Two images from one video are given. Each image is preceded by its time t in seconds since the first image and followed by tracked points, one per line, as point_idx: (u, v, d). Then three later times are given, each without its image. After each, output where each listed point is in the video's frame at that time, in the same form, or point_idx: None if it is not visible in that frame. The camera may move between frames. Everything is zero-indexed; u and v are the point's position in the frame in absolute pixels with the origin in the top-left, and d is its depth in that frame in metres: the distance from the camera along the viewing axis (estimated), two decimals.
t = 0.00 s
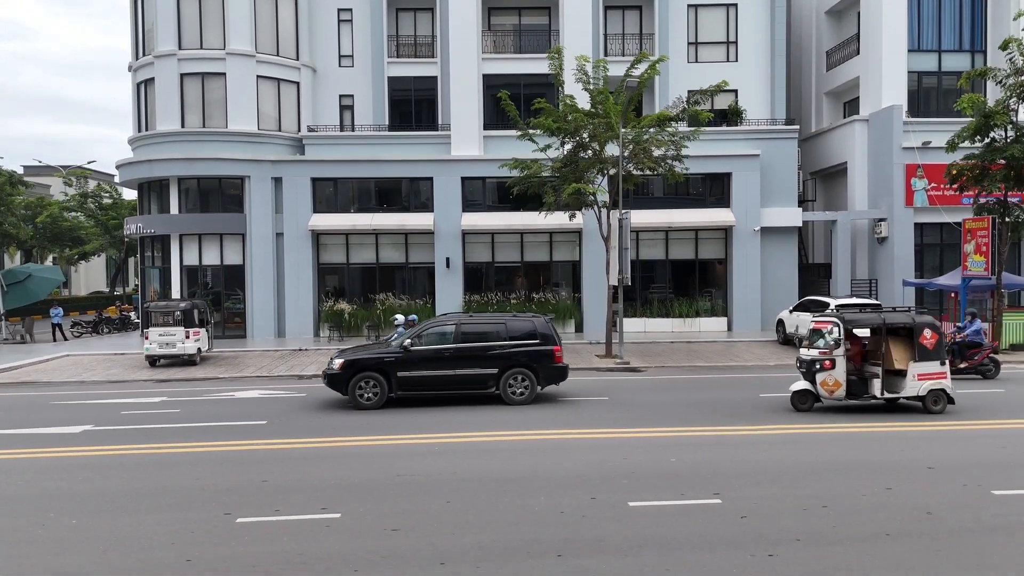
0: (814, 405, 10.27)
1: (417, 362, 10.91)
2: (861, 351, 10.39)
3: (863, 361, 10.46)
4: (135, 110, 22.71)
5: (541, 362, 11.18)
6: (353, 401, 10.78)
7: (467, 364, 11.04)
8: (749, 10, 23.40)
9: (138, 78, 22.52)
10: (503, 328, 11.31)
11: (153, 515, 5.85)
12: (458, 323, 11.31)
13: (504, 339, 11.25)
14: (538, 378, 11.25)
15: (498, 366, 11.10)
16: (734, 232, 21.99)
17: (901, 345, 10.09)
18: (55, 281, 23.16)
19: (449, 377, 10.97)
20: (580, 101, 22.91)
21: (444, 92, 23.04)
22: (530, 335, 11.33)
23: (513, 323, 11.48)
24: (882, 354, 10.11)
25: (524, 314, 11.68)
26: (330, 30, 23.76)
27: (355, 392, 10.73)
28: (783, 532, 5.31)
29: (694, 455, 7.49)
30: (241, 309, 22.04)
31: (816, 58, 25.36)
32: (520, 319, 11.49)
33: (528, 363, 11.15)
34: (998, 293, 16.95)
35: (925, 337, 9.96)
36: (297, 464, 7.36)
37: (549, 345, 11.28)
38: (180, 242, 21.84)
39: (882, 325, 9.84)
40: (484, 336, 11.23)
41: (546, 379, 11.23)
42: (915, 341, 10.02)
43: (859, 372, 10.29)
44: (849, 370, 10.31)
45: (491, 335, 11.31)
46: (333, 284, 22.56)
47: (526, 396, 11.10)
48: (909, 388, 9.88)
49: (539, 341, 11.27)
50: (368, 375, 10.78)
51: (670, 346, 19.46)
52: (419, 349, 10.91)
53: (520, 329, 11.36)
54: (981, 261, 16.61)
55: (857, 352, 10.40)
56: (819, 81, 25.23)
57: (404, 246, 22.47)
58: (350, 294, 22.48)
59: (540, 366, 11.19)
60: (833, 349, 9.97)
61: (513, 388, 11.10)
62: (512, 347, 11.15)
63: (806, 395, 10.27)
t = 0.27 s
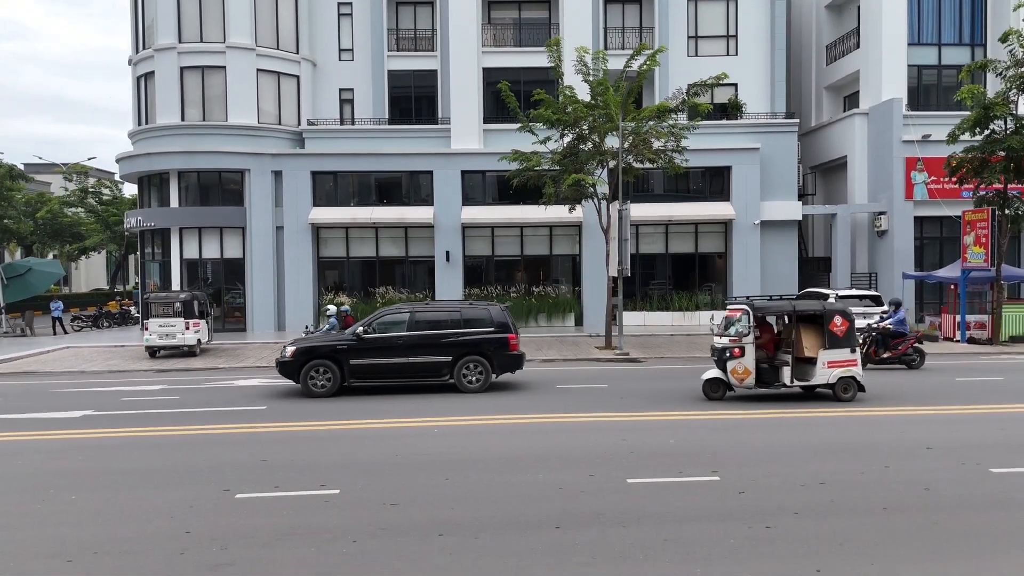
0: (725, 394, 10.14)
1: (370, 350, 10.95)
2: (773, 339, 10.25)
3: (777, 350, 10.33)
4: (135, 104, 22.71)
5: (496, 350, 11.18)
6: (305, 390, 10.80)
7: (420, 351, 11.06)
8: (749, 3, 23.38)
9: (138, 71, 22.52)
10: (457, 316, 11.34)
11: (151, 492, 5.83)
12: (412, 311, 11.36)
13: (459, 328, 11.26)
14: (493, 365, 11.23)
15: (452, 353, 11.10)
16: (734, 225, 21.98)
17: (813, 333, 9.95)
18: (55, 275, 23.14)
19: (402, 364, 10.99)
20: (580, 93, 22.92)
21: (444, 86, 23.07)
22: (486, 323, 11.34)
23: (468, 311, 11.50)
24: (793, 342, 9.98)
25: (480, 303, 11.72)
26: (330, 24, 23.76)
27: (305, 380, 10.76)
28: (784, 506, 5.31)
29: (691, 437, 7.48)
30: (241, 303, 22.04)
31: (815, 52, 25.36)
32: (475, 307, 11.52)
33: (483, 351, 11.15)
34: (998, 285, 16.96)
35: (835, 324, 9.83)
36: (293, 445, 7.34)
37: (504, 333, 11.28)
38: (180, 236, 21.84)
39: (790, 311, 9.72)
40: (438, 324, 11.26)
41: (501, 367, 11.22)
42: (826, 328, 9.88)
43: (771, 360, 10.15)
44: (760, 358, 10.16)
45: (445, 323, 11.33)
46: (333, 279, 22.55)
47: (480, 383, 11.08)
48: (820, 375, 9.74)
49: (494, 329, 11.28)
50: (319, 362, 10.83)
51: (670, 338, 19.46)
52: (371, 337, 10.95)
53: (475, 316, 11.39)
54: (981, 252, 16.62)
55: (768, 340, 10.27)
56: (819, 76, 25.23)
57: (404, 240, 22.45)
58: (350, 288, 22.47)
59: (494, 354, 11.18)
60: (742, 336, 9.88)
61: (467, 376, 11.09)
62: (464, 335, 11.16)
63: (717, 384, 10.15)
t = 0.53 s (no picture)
0: (637, 384, 10.24)
1: (325, 340, 11.06)
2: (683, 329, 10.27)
3: (688, 339, 10.38)
4: (136, 98, 22.73)
5: (451, 341, 11.29)
6: (258, 379, 10.93)
7: (375, 342, 11.15)
8: None
9: (138, 66, 22.53)
10: (413, 307, 11.46)
11: (149, 472, 5.86)
12: (367, 302, 11.46)
13: (414, 319, 11.37)
14: (449, 356, 11.34)
15: (406, 344, 11.20)
16: (734, 220, 21.99)
17: (723, 323, 10.11)
18: (55, 271, 23.15)
19: (358, 355, 11.10)
20: (580, 85, 22.91)
21: (444, 80, 23.09)
22: (442, 314, 11.45)
23: (425, 302, 11.60)
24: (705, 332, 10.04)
25: (438, 295, 11.83)
26: (330, 19, 23.77)
27: (259, 370, 10.87)
28: (783, 485, 5.33)
29: (686, 422, 7.50)
30: (241, 297, 22.05)
31: (815, 48, 25.37)
32: (432, 298, 11.62)
33: (437, 341, 11.25)
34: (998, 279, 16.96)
35: (747, 314, 9.97)
36: (290, 429, 7.37)
37: (460, 324, 11.39)
38: (180, 230, 21.87)
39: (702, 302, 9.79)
40: (394, 315, 11.36)
41: (456, 358, 11.33)
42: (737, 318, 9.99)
43: (682, 350, 10.20)
44: (672, 348, 10.19)
45: (401, 314, 11.43)
46: (333, 275, 22.55)
47: (434, 374, 11.19)
48: (730, 366, 9.87)
49: (449, 320, 11.39)
50: (272, 352, 10.95)
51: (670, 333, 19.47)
52: (325, 327, 11.07)
53: (431, 307, 11.51)
54: (981, 245, 16.64)
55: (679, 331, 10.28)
56: (819, 71, 25.23)
57: (404, 235, 22.44)
58: (350, 283, 22.47)
59: (449, 345, 11.29)
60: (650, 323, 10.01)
61: (423, 366, 11.20)
62: (419, 325, 11.28)
63: (629, 373, 10.20)
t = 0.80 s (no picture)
0: (549, 373, 10.40)
1: (281, 329, 11.15)
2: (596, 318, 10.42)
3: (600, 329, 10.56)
4: (136, 92, 22.75)
5: (408, 331, 11.38)
6: (212, 369, 11.05)
7: (330, 331, 11.24)
8: None
9: (139, 61, 22.54)
10: (369, 296, 11.52)
11: (150, 452, 5.88)
12: (322, 291, 11.53)
13: (370, 308, 11.43)
14: (405, 346, 11.43)
15: (362, 333, 11.29)
16: (734, 215, 22.00)
17: (634, 312, 10.29)
18: (55, 266, 23.17)
19: (313, 345, 11.20)
20: (579, 79, 22.93)
21: (444, 75, 23.11)
22: (398, 304, 11.51)
23: (382, 291, 11.66)
24: (614, 321, 10.19)
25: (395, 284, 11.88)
26: (331, 13, 23.78)
27: (213, 360, 11.00)
28: (784, 464, 5.34)
29: (686, 406, 7.51)
30: (241, 292, 22.06)
31: (816, 43, 25.38)
32: (389, 287, 11.68)
33: (393, 331, 11.34)
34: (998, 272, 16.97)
35: (656, 303, 10.18)
36: (289, 414, 7.38)
37: (416, 314, 11.46)
38: (181, 224, 21.88)
39: (610, 290, 9.98)
40: (349, 305, 11.43)
41: (412, 348, 11.41)
42: (646, 307, 10.20)
43: (593, 339, 10.36)
44: (584, 337, 10.36)
45: (356, 304, 11.50)
46: (334, 270, 22.55)
47: (390, 363, 11.30)
48: (638, 354, 10.05)
49: (406, 310, 11.46)
50: (225, 342, 11.06)
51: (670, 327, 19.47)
52: (279, 317, 11.16)
53: (388, 297, 11.56)
54: (981, 238, 16.64)
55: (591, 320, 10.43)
56: (819, 66, 25.26)
57: (404, 230, 22.44)
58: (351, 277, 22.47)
59: (405, 334, 11.38)
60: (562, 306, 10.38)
61: (378, 355, 11.30)
62: (374, 315, 11.35)
63: (542, 363, 10.35)
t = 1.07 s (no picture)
0: (461, 365, 10.25)
1: (236, 322, 11.11)
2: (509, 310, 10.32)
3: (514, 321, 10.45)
4: (136, 87, 22.73)
5: (366, 324, 11.39)
6: (167, 361, 11.07)
7: (287, 324, 11.23)
8: None
9: (139, 56, 22.54)
10: (327, 288, 11.50)
11: (151, 436, 5.89)
12: (279, 282, 11.48)
13: (327, 300, 11.42)
14: (363, 338, 11.45)
15: (318, 326, 11.29)
16: (734, 210, 21.99)
17: (545, 304, 10.19)
18: (56, 261, 23.19)
19: (269, 337, 11.19)
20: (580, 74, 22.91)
21: (445, 70, 23.12)
22: (356, 296, 11.50)
23: (339, 283, 11.63)
24: (524, 312, 10.11)
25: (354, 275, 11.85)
26: (331, 9, 23.77)
27: (168, 352, 11.01)
28: (784, 446, 5.36)
29: (685, 394, 7.51)
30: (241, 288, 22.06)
31: (817, 39, 25.36)
32: (346, 279, 11.65)
33: (350, 324, 11.35)
34: (999, 268, 16.96)
35: (567, 295, 10.07)
36: (289, 401, 7.38)
37: (374, 306, 11.46)
38: (182, 220, 21.89)
39: (518, 282, 9.83)
40: (306, 297, 11.40)
41: (369, 340, 11.44)
42: (557, 297, 10.10)
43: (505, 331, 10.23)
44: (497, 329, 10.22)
45: (313, 295, 11.47)
46: (334, 267, 22.53)
47: (347, 356, 11.33)
48: (548, 346, 9.99)
49: (364, 302, 11.46)
50: (179, 335, 11.05)
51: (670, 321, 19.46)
52: (235, 309, 11.11)
53: (346, 289, 11.56)
54: (982, 232, 16.62)
55: (505, 311, 10.32)
56: (820, 62, 25.25)
57: (405, 226, 22.42)
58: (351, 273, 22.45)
59: (362, 327, 11.40)
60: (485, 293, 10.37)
61: (335, 348, 11.34)
62: (332, 308, 11.35)
63: (452, 355, 10.21)
